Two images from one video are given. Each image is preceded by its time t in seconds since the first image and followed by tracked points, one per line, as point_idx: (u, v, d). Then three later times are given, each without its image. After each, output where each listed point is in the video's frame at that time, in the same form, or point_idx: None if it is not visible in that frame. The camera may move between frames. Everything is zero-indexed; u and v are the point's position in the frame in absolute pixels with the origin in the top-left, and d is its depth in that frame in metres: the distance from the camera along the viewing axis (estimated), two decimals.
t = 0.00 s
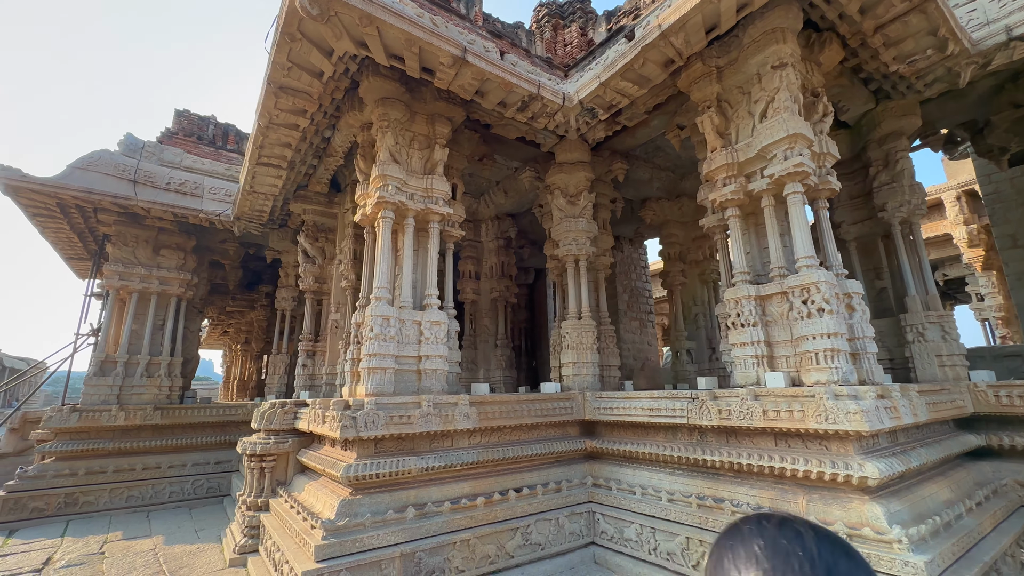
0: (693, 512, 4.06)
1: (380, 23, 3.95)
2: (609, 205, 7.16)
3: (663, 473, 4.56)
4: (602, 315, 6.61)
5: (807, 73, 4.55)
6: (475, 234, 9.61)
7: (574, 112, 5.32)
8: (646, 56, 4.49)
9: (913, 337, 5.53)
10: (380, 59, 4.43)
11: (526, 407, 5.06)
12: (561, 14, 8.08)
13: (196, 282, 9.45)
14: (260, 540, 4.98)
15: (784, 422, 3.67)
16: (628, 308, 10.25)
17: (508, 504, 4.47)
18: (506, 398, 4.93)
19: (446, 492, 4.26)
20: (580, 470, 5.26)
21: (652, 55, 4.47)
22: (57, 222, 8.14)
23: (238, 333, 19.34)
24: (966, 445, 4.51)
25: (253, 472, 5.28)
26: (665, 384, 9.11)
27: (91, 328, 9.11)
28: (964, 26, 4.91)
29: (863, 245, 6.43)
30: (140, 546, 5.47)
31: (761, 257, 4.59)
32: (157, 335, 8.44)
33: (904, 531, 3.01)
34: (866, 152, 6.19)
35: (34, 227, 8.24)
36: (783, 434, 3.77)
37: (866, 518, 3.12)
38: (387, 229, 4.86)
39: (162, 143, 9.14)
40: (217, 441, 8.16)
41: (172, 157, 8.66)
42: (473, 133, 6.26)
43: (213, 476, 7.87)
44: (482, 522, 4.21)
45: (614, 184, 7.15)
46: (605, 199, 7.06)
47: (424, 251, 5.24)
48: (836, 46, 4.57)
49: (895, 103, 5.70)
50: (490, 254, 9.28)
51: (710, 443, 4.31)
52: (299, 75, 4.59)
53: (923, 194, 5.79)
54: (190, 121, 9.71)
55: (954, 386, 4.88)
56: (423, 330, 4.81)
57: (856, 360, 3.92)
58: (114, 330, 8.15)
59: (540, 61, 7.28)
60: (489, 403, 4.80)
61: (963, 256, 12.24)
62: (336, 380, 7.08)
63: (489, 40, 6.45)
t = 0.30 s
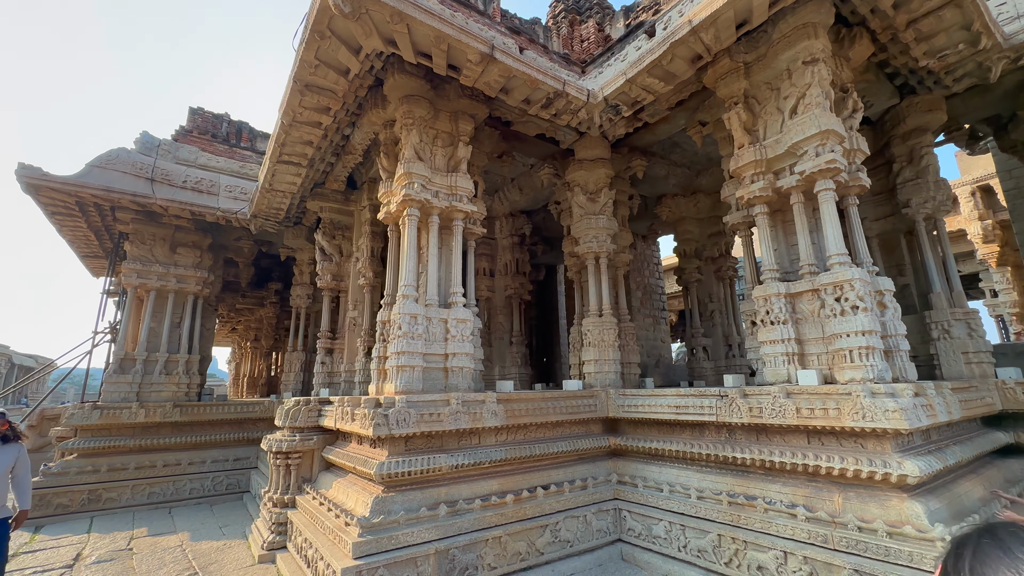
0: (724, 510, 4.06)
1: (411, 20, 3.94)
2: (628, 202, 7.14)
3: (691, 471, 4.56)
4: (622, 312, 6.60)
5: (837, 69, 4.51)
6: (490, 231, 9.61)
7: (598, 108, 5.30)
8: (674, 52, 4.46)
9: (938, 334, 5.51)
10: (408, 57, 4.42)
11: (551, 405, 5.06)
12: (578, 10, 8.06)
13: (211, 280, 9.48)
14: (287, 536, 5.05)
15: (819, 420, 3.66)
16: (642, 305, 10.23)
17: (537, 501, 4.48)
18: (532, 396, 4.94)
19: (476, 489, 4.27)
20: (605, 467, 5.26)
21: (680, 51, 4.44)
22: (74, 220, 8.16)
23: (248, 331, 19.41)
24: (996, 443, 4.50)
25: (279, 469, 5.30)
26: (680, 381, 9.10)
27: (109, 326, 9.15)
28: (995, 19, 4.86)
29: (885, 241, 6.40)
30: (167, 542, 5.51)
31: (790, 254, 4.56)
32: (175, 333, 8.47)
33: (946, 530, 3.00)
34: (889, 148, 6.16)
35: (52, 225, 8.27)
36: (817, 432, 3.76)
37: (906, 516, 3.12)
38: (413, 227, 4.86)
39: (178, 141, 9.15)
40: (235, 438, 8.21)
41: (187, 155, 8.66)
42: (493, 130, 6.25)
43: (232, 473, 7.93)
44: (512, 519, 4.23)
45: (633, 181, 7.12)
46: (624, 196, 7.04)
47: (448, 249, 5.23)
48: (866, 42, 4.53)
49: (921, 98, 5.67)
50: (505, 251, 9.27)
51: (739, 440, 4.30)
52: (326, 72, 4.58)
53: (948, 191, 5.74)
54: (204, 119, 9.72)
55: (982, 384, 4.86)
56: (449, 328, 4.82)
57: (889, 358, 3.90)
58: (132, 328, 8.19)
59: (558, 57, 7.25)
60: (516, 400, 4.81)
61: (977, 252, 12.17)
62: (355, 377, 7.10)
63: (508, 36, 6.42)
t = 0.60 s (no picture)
0: (753, 508, 4.05)
1: (440, 15, 3.91)
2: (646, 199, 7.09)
3: (717, 468, 4.54)
4: (642, 309, 6.57)
5: (868, 63, 4.45)
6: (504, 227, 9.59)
7: (622, 104, 5.26)
8: (702, 46, 4.42)
9: (964, 331, 5.45)
10: (434, 52, 4.39)
11: (574, 401, 5.05)
12: (595, 5, 8.03)
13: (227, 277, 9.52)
14: (313, 531, 5.02)
15: (852, 418, 3.63)
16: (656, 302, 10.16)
17: (563, 498, 4.47)
18: (556, 393, 4.92)
19: (502, 485, 4.27)
20: (628, 464, 5.25)
21: (708, 45, 4.40)
22: (92, 217, 8.21)
23: (258, 327, 19.49)
24: None
25: (303, 464, 5.34)
26: (695, 378, 9.08)
27: (125, 322, 9.21)
28: None
29: (908, 237, 6.34)
30: (192, 537, 5.56)
31: (818, 250, 4.52)
32: (192, 330, 8.52)
33: (987, 529, 2.97)
34: (914, 143, 6.08)
35: (71, 222, 8.32)
36: (849, 430, 3.72)
37: (946, 515, 3.09)
38: (436, 223, 4.85)
39: (193, 138, 9.17)
40: (253, 434, 8.25)
41: (203, 152, 8.66)
42: (513, 126, 6.21)
43: (250, 468, 7.99)
44: (540, 516, 4.23)
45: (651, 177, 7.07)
46: (643, 192, 6.99)
47: (470, 245, 5.21)
48: (898, 35, 4.46)
49: (949, 92, 5.55)
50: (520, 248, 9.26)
51: (766, 438, 4.27)
52: (350, 68, 4.57)
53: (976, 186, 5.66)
54: (218, 116, 9.73)
55: (1012, 381, 4.80)
56: (474, 324, 4.81)
57: (922, 355, 3.85)
58: (150, 324, 8.24)
59: (576, 52, 7.20)
60: (540, 397, 4.80)
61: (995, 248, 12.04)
62: (374, 373, 7.12)
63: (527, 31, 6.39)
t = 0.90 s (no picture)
0: (787, 507, 3.99)
1: (470, 7, 3.86)
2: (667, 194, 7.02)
3: (747, 467, 4.47)
4: (664, 306, 6.50)
5: (905, 54, 4.36)
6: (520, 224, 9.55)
7: (648, 97, 5.20)
8: (734, 37, 4.36)
9: (998, 329, 5.35)
10: (462, 46, 4.35)
11: (600, 398, 4.99)
12: None
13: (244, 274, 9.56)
14: (338, 527, 5.02)
15: (892, 416, 3.55)
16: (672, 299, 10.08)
17: (591, 495, 4.43)
18: (581, 390, 4.86)
19: (531, 482, 4.23)
20: (653, 462, 5.21)
21: (740, 36, 4.33)
22: (112, 213, 8.26)
23: (269, 324, 19.55)
24: None
25: (327, 461, 5.34)
26: (714, 376, 9.00)
27: (143, 319, 9.25)
28: None
29: (938, 233, 6.23)
30: (216, 532, 5.58)
31: (851, 246, 4.44)
32: (210, 326, 8.55)
33: None
34: (945, 137, 5.95)
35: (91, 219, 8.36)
36: (888, 428, 3.65)
37: (994, 516, 3.03)
38: (462, 218, 4.81)
39: (211, 135, 9.19)
40: (271, 430, 8.28)
41: (221, 149, 8.62)
42: (534, 121, 6.17)
43: (269, 464, 8.05)
44: (568, 513, 4.20)
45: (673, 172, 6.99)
46: (664, 188, 6.92)
47: (494, 241, 5.17)
48: (935, 25, 4.36)
49: (982, 85, 5.42)
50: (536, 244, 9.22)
51: (799, 436, 4.21)
52: (377, 62, 4.55)
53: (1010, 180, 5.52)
54: (235, 113, 9.74)
55: None
56: (500, 320, 4.77)
57: (964, 352, 3.76)
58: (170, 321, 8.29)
59: (596, 46, 7.13)
60: (567, 393, 4.76)
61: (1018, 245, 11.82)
62: (393, 369, 7.11)
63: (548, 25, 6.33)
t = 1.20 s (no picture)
0: (817, 508, 3.94)
1: (497, 2, 3.82)
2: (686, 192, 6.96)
3: (774, 467, 4.41)
4: (683, 304, 6.43)
5: (938, 48, 4.28)
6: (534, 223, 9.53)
7: (672, 94, 5.15)
8: (763, 32, 4.32)
9: None
10: (487, 41, 4.32)
11: (622, 398, 4.95)
12: None
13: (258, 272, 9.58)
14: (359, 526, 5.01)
15: (928, 418, 3.48)
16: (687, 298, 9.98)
17: (616, 496, 4.39)
18: (604, 389, 4.81)
19: (555, 482, 4.20)
20: (676, 462, 5.16)
21: (769, 31, 4.28)
22: (129, 212, 8.29)
23: (278, 323, 19.63)
24: None
25: (347, 459, 5.33)
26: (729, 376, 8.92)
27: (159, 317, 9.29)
28: None
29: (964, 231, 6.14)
30: (235, 530, 5.58)
31: (880, 244, 4.37)
32: (225, 324, 8.57)
33: None
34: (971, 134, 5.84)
35: (108, 217, 8.42)
36: (923, 429, 3.58)
37: None
38: (484, 216, 4.78)
39: (226, 133, 9.22)
40: (286, 428, 8.29)
41: (235, 147, 8.64)
42: (554, 118, 6.13)
43: (284, 463, 8.08)
44: (594, 513, 4.16)
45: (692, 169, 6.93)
46: (683, 185, 6.86)
47: (516, 238, 5.13)
48: (969, 19, 4.28)
49: (1011, 82, 5.28)
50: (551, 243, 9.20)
51: (828, 436, 4.14)
52: (400, 59, 4.52)
53: None
54: (249, 111, 9.76)
55: None
56: (522, 318, 4.73)
57: (1001, 352, 3.69)
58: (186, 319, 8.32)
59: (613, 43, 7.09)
60: (590, 392, 4.72)
61: None
62: (409, 368, 7.09)
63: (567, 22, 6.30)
